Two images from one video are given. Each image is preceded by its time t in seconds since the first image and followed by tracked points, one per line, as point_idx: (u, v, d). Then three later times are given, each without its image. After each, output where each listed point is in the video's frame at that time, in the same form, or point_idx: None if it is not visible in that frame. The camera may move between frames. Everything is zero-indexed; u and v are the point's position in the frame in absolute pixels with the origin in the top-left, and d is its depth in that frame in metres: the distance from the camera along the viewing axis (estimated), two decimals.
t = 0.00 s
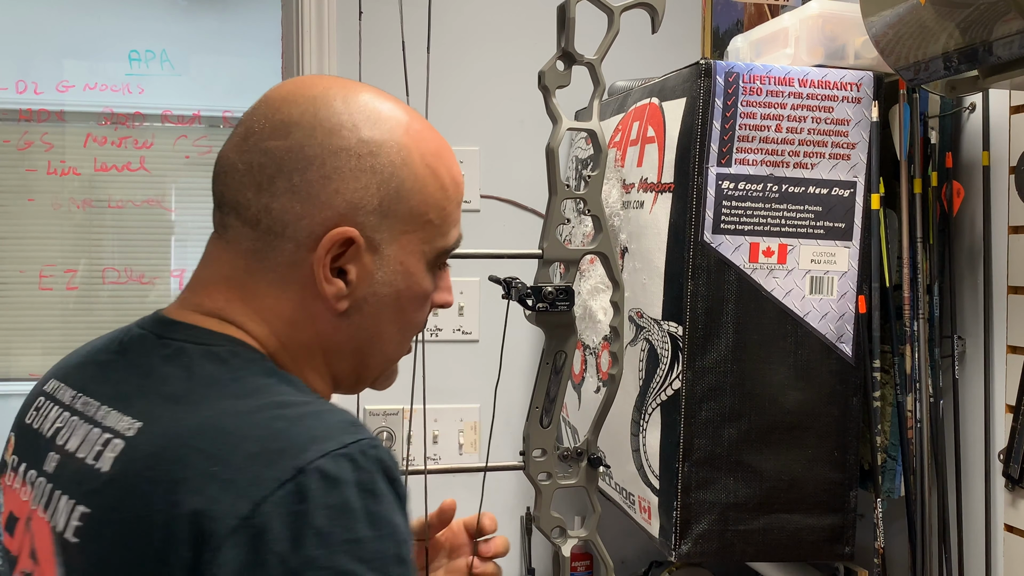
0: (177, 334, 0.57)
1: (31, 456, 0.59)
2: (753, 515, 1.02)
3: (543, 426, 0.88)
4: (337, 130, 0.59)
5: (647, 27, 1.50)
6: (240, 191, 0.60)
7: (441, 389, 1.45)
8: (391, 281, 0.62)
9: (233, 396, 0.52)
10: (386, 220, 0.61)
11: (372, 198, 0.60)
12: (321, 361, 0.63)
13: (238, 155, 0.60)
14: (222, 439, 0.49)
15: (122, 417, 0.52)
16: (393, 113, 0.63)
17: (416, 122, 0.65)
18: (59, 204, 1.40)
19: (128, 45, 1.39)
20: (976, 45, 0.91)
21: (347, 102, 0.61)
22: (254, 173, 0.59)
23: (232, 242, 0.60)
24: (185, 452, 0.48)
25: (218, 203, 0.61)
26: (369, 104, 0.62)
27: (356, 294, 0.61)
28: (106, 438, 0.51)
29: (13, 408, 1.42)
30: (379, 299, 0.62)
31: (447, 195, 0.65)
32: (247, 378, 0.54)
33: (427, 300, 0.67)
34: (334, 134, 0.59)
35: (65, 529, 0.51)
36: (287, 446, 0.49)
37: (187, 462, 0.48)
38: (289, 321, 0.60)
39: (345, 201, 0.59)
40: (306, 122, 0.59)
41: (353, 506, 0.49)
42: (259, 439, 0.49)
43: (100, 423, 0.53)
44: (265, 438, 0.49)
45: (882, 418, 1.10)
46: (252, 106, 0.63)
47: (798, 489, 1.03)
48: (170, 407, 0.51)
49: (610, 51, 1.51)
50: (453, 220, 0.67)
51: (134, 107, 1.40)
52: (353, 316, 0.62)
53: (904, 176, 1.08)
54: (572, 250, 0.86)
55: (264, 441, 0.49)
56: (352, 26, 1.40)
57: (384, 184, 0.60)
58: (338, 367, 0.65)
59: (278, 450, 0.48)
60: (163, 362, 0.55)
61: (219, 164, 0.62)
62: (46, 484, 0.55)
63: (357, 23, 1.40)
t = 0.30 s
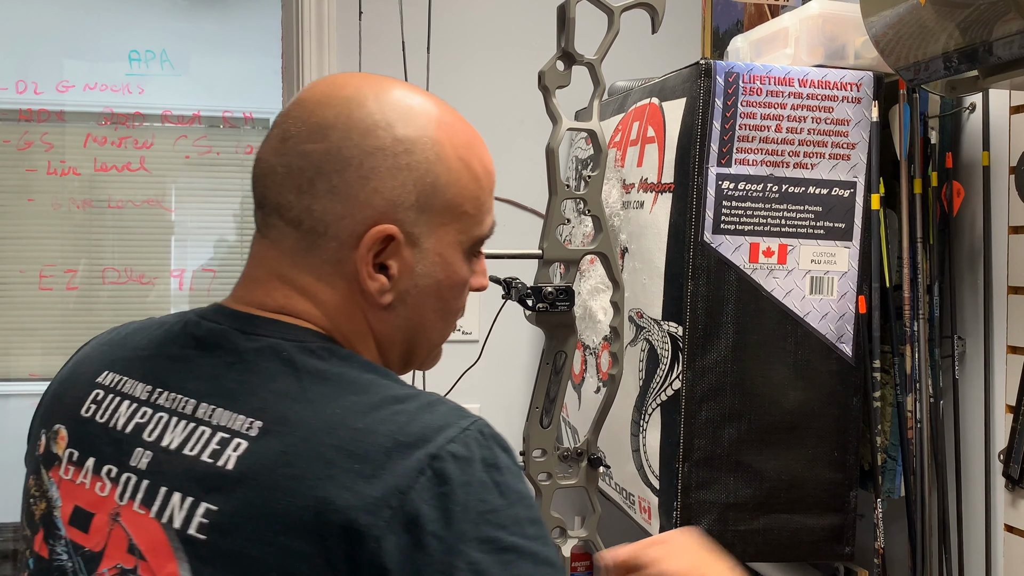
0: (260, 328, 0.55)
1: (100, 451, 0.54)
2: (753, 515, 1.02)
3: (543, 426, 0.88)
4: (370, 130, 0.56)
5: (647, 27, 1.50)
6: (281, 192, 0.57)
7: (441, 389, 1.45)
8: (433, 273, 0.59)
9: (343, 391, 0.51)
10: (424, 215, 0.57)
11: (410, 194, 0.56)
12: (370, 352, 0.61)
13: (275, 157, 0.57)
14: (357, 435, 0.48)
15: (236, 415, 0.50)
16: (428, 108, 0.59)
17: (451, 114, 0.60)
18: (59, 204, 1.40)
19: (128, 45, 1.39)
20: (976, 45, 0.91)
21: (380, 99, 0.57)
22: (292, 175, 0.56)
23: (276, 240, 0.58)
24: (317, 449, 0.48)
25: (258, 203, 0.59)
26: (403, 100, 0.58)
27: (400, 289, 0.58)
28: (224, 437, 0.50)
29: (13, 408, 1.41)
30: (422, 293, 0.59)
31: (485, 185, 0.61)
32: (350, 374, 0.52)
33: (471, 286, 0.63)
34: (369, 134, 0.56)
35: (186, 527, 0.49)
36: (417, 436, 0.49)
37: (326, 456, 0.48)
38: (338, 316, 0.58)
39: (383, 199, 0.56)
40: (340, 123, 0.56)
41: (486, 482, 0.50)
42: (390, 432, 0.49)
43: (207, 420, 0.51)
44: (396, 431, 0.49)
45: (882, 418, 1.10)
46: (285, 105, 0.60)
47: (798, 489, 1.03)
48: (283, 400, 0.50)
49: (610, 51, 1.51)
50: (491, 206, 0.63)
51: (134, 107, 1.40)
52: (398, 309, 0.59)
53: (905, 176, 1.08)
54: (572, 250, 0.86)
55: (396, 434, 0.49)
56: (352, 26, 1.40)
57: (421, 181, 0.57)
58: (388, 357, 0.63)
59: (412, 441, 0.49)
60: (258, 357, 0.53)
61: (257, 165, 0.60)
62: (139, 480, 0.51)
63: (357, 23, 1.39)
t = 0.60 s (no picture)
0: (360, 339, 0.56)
1: (199, 448, 0.53)
2: (753, 516, 1.02)
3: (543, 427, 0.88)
4: (448, 160, 0.57)
5: (647, 27, 1.50)
6: (358, 214, 0.58)
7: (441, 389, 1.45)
8: (502, 295, 0.61)
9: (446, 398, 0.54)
10: (497, 239, 0.59)
11: (485, 222, 0.58)
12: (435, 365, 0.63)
13: (352, 179, 0.59)
14: (469, 439, 0.52)
15: (360, 421, 0.52)
16: (500, 137, 0.60)
17: (520, 141, 0.61)
18: (59, 204, 1.40)
19: (128, 45, 1.39)
20: (976, 45, 0.91)
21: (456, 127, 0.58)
22: (372, 198, 0.58)
23: (352, 258, 0.59)
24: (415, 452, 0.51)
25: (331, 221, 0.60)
26: (479, 130, 0.59)
27: (470, 309, 0.60)
28: (350, 442, 0.51)
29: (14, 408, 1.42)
30: (490, 313, 0.61)
31: (548, 208, 0.63)
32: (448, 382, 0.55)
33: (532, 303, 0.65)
34: (448, 163, 0.57)
35: (318, 530, 0.50)
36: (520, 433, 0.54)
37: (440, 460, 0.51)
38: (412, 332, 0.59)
39: (460, 225, 0.57)
40: (418, 151, 0.57)
41: (583, 459, 0.55)
42: (497, 434, 0.53)
43: (326, 424, 0.52)
44: (502, 433, 0.53)
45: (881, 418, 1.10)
46: (356, 125, 0.61)
47: (799, 489, 1.03)
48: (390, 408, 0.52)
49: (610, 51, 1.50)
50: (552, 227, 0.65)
51: (134, 107, 1.40)
52: (468, 328, 0.61)
53: (905, 176, 1.08)
54: (572, 250, 0.86)
55: (503, 434, 0.53)
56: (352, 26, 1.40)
57: (496, 209, 0.58)
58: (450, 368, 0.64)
59: (517, 441, 0.53)
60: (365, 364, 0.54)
61: (330, 183, 0.61)
62: (254, 481, 0.51)
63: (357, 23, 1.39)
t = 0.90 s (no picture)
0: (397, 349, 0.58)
1: (245, 450, 0.54)
2: (753, 516, 1.02)
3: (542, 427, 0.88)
4: (484, 174, 0.59)
5: (647, 27, 1.50)
6: (396, 227, 0.60)
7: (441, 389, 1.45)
8: (529, 298, 0.64)
9: (481, 402, 0.56)
10: (527, 248, 0.61)
11: (518, 233, 0.60)
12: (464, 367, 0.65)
13: (390, 194, 0.60)
14: (508, 443, 0.54)
15: (406, 425, 0.54)
16: (530, 150, 0.62)
17: (546, 153, 0.64)
18: (59, 204, 1.40)
19: (127, 45, 1.39)
20: (976, 45, 0.91)
21: (490, 143, 0.60)
22: (410, 214, 0.59)
23: (388, 270, 0.61)
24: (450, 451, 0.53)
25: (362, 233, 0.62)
26: (511, 144, 0.61)
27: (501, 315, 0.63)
28: (397, 446, 0.53)
29: (15, 408, 1.42)
30: (519, 316, 0.64)
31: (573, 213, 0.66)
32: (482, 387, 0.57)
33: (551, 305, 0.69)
34: (485, 177, 0.59)
35: (370, 531, 0.51)
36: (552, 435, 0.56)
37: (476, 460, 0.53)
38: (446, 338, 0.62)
39: (497, 237, 0.60)
40: (455, 166, 0.59)
41: (607, 458, 0.58)
42: (533, 437, 0.55)
43: (374, 428, 0.54)
44: (536, 435, 0.55)
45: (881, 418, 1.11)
46: (389, 140, 0.62)
47: (799, 489, 1.03)
48: (431, 413, 0.54)
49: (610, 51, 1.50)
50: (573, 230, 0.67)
51: (134, 107, 1.40)
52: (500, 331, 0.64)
53: (905, 176, 1.08)
54: (573, 250, 0.86)
55: (537, 437, 0.55)
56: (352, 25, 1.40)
57: (528, 220, 0.61)
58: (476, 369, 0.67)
59: (550, 442, 0.56)
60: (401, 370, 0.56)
61: (362, 196, 0.62)
62: (304, 483, 0.53)
63: (357, 23, 1.39)
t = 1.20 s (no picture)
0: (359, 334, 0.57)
1: (196, 456, 0.54)
2: (753, 515, 1.02)
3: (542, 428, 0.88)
4: (481, 146, 0.59)
5: (647, 27, 1.50)
6: (393, 204, 0.58)
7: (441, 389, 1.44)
8: (515, 275, 0.64)
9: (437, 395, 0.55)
10: (518, 225, 0.62)
11: (511, 207, 0.61)
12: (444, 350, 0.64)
13: (384, 169, 0.58)
14: (470, 442, 0.53)
15: (354, 424, 0.52)
16: (517, 129, 0.63)
17: (529, 133, 0.65)
18: (59, 204, 1.40)
19: (128, 45, 1.39)
20: (976, 45, 0.90)
21: (485, 118, 0.60)
22: (408, 187, 0.57)
23: (380, 252, 0.59)
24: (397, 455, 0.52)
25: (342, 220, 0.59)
26: (501, 120, 0.62)
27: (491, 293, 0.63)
28: (345, 445, 0.52)
29: (15, 408, 1.42)
30: (505, 293, 0.64)
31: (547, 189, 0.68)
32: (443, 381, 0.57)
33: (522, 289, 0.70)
34: (481, 150, 0.59)
35: (315, 537, 0.50)
36: (518, 437, 0.55)
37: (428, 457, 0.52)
38: (438, 316, 0.61)
39: (494, 210, 0.60)
40: (454, 138, 0.58)
41: (585, 459, 0.57)
42: (495, 436, 0.54)
43: (321, 428, 0.53)
44: (500, 434, 0.54)
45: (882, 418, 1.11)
46: (374, 115, 0.59)
47: (799, 489, 1.03)
48: (383, 408, 0.53)
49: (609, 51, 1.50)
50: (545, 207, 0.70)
51: (134, 107, 1.40)
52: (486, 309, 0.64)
53: (905, 176, 1.08)
54: (572, 250, 0.86)
55: (500, 436, 0.54)
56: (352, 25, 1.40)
57: (520, 196, 0.62)
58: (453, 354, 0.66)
59: (517, 439, 0.55)
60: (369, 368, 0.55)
61: (349, 174, 0.59)
62: (250, 489, 0.52)
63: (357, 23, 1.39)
